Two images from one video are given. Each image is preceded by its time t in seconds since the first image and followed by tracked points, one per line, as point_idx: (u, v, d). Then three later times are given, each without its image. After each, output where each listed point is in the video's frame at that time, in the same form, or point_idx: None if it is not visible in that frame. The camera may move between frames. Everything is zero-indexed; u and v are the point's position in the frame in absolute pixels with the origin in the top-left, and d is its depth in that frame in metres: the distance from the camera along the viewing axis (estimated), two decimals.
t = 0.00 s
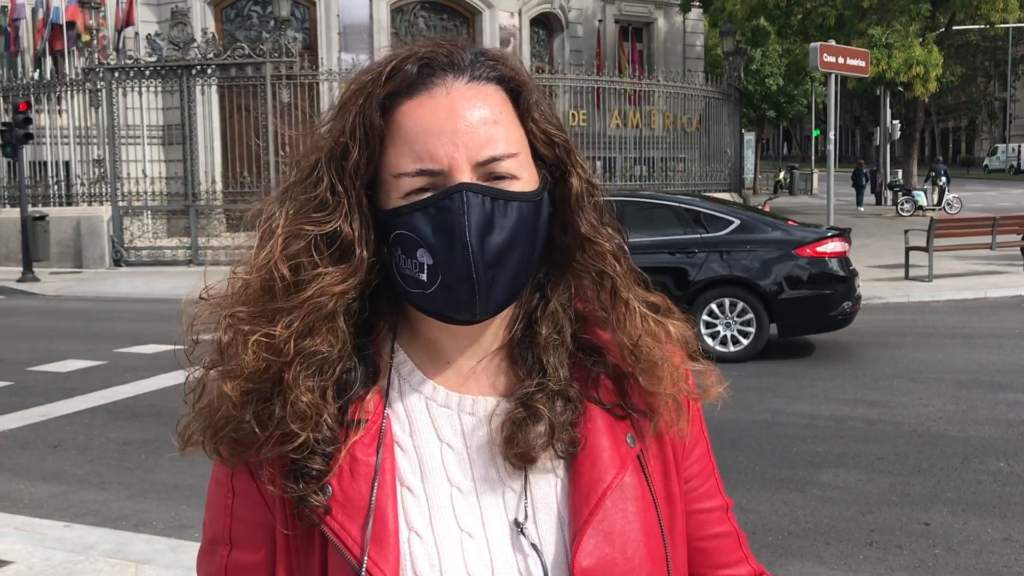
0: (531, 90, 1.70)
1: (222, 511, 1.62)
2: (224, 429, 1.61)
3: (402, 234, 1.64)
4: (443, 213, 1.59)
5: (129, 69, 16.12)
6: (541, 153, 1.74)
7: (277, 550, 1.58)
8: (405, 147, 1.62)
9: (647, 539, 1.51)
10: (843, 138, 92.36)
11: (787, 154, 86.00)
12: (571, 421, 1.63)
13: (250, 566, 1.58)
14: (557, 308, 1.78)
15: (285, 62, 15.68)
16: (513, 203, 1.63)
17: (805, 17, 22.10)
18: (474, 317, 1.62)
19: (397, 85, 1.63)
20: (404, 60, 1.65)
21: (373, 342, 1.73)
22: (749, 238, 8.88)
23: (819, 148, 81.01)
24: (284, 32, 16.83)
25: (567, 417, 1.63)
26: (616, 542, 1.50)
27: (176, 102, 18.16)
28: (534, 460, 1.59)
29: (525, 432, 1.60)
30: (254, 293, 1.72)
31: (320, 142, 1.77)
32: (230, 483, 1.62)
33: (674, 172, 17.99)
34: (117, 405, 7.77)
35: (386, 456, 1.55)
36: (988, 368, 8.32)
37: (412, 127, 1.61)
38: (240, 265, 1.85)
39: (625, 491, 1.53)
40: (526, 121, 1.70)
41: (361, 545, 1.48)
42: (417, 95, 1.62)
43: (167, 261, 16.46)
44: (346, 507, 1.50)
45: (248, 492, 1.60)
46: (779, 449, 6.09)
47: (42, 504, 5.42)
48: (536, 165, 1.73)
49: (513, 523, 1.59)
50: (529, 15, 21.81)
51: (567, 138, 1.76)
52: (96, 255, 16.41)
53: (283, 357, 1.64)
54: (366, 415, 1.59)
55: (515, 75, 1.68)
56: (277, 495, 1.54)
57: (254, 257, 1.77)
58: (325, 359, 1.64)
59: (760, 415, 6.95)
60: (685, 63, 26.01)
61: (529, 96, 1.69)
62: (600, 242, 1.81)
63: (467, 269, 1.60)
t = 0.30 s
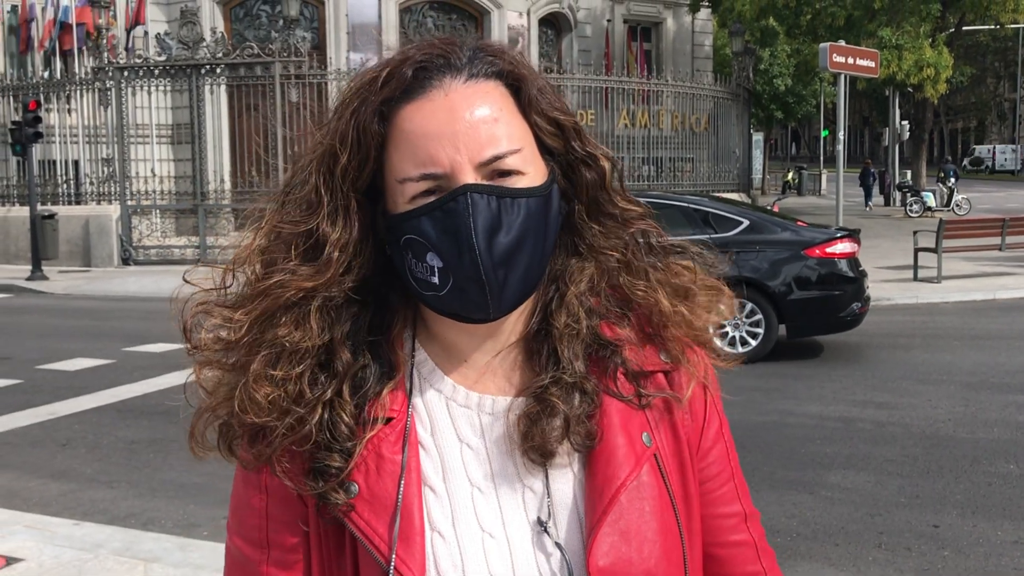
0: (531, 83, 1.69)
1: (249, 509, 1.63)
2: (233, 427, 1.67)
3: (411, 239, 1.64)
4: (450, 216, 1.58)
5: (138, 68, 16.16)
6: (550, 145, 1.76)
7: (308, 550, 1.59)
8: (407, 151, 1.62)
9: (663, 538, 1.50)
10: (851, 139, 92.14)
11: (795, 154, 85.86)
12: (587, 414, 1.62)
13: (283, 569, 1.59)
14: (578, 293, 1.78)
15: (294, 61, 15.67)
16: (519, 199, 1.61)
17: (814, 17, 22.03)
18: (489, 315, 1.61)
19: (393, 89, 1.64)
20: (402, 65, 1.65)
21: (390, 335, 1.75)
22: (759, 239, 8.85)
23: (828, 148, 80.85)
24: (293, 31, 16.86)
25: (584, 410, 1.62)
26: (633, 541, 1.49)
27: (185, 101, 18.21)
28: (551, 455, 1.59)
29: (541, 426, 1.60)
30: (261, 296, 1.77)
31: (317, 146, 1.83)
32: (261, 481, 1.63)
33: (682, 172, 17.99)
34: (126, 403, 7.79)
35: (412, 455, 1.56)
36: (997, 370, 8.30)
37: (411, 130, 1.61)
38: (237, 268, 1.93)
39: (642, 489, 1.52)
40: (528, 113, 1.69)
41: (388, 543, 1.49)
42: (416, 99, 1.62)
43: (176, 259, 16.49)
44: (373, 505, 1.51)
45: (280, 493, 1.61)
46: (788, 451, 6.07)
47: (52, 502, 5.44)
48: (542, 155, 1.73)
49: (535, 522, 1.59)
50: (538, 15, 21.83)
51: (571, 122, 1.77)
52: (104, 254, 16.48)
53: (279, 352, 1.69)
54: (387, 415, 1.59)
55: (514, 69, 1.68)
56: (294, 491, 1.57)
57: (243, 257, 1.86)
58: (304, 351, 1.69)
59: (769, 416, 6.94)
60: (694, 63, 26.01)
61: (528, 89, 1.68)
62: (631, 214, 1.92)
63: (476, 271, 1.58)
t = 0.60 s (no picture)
0: (585, 74, 1.67)
1: (289, 492, 1.64)
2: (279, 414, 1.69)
3: (459, 231, 1.65)
4: (499, 209, 1.58)
5: (146, 66, 16.17)
6: (602, 139, 1.73)
7: (347, 537, 1.61)
8: (457, 142, 1.62)
9: (703, 540, 1.50)
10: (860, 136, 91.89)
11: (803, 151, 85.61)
12: (629, 411, 1.61)
13: (324, 556, 1.60)
14: (624, 288, 1.76)
15: (302, 58, 15.64)
16: (570, 193, 1.61)
17: (822, 13, 21.86)
18: (533, 309, 1.62)
19: (447, 78, 1.63)
20: (456, 54, 1.64)
21: (435, 326, 1.76)
22: (767, 236, 8.83)
23: (836, 146, 80.59)
24: (300, 29, 16.87)
25: (626, 407, 1.61)
26: (673, 541, 1.48)
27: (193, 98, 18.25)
28: (592, 450, 1.58)
29: (582, 420, 1.59)
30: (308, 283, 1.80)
31: (371, 135, 1.82)
32: (303, 466, 1.64)
33: (690, 170, 18.00)
34: (133, 400, 7.81)
35: (452, 445, 1.57)
36: (1006, 368, 8.26)
37: (464, 119, 1.60)
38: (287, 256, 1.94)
39: (683, 488, 1.52)
40: (582, 106, 1.68)
41: (425, 532, 1.50)
42: (471, 89, 1.61)
43: (184, 256, 16.60)
44: (411, 494, 1.52)
45: (322, 479, 1.62)
46: (796, 449, 6.06)
47: (59, 498, 5.45)
48: (594, 147, 1.71)
49: (574, 518, 1.58)
50: (545, 12, 21.84)
51: (625, 113, 1.74)
52: (112, 252, 16.51)
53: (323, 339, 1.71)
54: (430, 404, 1.61)
55: (568, 60, 1.66)
56: (337, 478, 1.58)
57: (300, 249, 1.86)
58: (354, 346, 1.70)
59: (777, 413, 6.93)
60: (701, 61, 25.98)
61: (583, 81, 1.66)
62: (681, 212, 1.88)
63: (525, 266, 1.59)
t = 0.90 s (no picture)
0: (648, 63, 1.67)
1: (341, 464, 1.65)
2: (335, 387, 1.70)
3: (515, 214, 1.66)
4: (556, 192, 1.59)
5: (149, 63, 16.14)
6: (662, 128, 1.73)
7: (399, 511, 1.61)
8: (517, 126, 1.62)
9: (755, 526, 1.49)
10: (864, 132, 91.74)
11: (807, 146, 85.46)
12: (681, 394, 1.60)
13: (373, 526, 1.61)
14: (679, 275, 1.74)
15: (304, 55, 15.58)
16: (626, 180, 1.61)
17: (825, 9, 21.51)
18: (586, 296, 1.62)
19: (510, 61, 1.62)
20: (521, 36, 1.64)
21: (490, 307, 1.77)
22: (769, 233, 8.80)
23: (840, 141, 80.49)
24: (303, 26, 16.85)
25: (678, 390, 1.60)
26: (725, 526, 1.47)
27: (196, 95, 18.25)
28: (642, 433, 1.57)
29: (630, 402, 1.59)
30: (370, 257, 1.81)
31: (434, 119, 1.82)
32: (356, 439, 1.65)
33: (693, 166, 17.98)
34: (137, 397, 7.81)
35: (504, 421, 1.58)
36: (1010, 365, 8.24)
37: (525, 103, 1.60)
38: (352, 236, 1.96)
39: (737, 474, 1.50)
40: (642, 95, 1.67)
41: (476, 506, 1.50)
42: (532, 72, 1.61)
43: (186, 253, 16.64)
44: (463, 468, 1.53)
45: (376, 451, 1.62)
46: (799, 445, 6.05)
47: (63, 495, 5.45)
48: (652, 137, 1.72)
49: (625, 500, 1.58)
50: (547, 8, 21.79)
51: (684, 104, 1.74)
52: (116, 249, 16.50)
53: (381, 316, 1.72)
54: (482, 379, 1.62)
55: (631, 49, 1.65)
56: (391, 451, 1.59)
57: (366, 228, 1.86)
58: (421, 324, 1.70)
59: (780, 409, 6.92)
60: (704, 56, 25.89)
61: (644, 70, 1.66)
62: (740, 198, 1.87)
63: (580, 249, 1.60)
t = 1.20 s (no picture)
0: (672, 70, 1.66)
1: (343, 453, 1.67)
2: (340, 365, 1.72)
3: (514, 203, 1.67)
4: (552, 186, 1.60)
5: (146, 60, 16.11)
6: (678, 137, 1.72)
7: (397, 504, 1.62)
8: (529, 116, 1.62)
9: (756, 522, 1.50)
10: (862, 128, 91.75)
11: (805, 143, 85.54)
12: (683, 409, 1.58)
13: (372, 517, 1.61)
14: (693, 293, 1.73)
15: (301, 52, 15.58)
16: (627, 186, 1.62)
17: (822, 6, 21.44)
18: (572, 296, 1.62)
19: (533, 50, 1.61)
20: (545, 28, 1.63)
21: (496, 303, 1.76)
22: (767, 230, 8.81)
23: (838, 138, 80.52)
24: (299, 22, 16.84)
25: (680, 402, 1.59)
26: (725, 521, 1.48)
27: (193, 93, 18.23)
28: (640, 438, 1.57)
29: (628, 416, 1.58)
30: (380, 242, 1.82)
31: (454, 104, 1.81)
32: (356, 428, 1.66)
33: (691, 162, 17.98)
34: (136, 394, 7.81)
35: (502, 413, 1.59)
36: (1008, 360, 8.25)
37: (540, 95, 1.60)
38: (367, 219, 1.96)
39: (737, 468, 1.52)
40: (660, 105, 1.67)
41: (473, 496, 1.51)
42: (551, 65, 1.60)
43: (184, 251, 16.51)
44: (461, 459, 1.53)
45: (374, 444, 1.63)
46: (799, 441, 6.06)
47: (62, 492, 5.45)
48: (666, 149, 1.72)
49: (629, 498, 1.58)
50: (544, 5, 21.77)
51: (708, 113, 1.74)
52: (114, 246, 16.51)
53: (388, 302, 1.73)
54: (485, 372, 1.63)
55: (656, 55, 1.64)
56: (389, 438, 1.60)
57: (383, 211, 1.86)
58: (429, 310, 1.71)
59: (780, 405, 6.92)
60: (702, 52, 25.84)
61: (666, 78, 1.65)
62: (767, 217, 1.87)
63: (567, 248, 1.60)
